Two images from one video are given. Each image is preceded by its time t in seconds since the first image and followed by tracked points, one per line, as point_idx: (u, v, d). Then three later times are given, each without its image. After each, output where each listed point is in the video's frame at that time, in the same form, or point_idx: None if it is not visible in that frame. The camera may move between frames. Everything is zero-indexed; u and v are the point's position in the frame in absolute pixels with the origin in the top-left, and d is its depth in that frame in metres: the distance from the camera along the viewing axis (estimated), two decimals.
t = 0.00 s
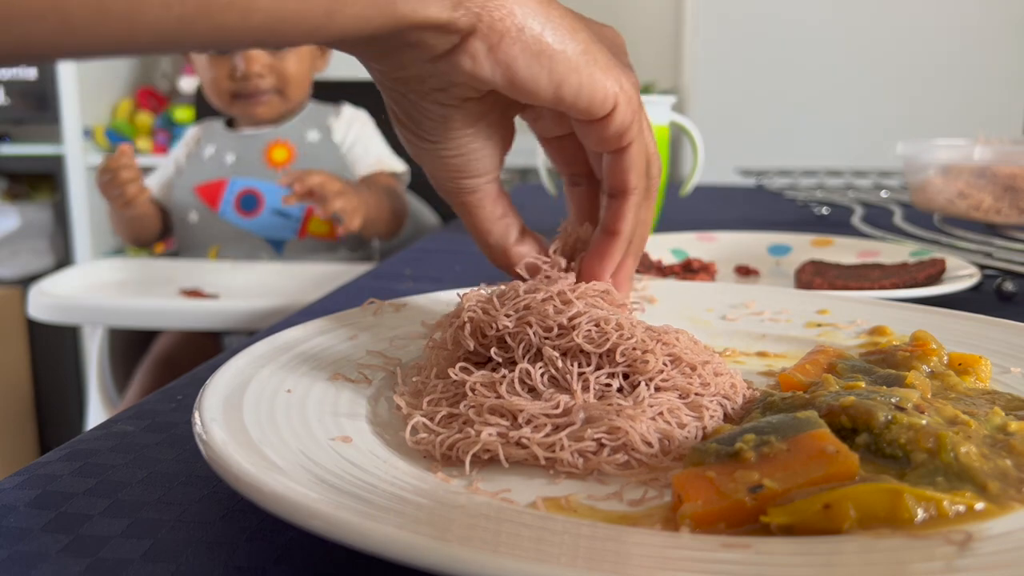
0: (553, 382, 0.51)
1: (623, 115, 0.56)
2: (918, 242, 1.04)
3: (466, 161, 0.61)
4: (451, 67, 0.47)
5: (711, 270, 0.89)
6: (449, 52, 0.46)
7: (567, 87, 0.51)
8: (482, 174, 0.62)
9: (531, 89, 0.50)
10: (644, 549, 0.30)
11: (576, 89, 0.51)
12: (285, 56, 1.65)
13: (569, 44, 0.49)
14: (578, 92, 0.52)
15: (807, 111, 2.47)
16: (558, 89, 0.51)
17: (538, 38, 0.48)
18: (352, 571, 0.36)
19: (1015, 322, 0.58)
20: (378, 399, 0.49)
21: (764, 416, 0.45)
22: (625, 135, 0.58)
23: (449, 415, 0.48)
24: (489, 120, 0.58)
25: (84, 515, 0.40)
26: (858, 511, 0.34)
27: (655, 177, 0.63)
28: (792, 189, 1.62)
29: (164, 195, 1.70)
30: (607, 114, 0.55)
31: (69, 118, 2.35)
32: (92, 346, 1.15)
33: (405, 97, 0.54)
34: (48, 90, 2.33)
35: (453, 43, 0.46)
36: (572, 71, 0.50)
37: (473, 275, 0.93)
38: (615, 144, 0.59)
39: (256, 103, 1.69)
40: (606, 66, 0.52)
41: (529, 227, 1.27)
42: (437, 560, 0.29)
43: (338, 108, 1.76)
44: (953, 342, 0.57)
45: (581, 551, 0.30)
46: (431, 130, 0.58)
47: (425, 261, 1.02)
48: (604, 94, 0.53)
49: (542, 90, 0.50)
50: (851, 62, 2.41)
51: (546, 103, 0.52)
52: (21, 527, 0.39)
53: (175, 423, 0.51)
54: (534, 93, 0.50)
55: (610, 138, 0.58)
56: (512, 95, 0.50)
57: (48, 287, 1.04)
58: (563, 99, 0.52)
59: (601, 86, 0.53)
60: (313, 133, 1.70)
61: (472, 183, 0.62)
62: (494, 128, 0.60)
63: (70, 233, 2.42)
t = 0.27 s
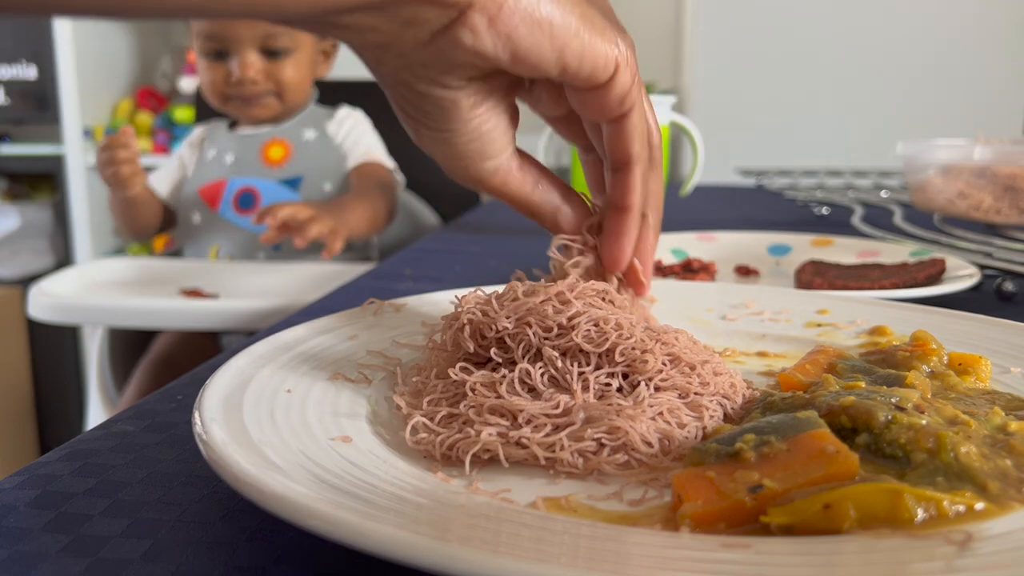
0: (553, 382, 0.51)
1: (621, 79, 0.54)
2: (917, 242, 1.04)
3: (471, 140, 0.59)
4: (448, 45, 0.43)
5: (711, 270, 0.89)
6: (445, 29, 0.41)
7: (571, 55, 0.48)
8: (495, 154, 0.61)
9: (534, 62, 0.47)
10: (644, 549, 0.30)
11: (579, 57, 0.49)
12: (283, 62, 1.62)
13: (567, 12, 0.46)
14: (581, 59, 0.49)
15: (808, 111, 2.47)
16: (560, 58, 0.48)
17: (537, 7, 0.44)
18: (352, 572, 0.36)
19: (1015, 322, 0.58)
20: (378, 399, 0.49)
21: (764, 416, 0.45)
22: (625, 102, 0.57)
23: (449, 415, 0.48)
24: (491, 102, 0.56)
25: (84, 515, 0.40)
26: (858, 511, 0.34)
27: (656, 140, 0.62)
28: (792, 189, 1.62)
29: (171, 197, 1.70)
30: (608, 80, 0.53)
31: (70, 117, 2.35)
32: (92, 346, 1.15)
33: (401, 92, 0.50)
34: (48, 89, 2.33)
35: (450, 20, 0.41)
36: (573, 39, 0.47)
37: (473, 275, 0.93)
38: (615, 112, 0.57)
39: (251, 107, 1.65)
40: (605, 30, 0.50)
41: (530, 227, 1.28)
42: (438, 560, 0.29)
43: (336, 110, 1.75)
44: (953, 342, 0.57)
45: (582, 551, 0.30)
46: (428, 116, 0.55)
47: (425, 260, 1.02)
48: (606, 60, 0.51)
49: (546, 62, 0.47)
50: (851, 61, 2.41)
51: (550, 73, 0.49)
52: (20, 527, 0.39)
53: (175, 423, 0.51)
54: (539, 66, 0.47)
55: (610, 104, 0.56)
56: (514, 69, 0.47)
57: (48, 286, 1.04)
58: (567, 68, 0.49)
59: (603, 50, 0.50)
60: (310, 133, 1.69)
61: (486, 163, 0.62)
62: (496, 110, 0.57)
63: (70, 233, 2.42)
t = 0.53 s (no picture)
0: (553, 381, 0.52)
1: (634, 136, 0.50)
2: (911, 242, 1.05)
3: (485, 206, 0.54)
4: (457, 115, 0.42)
5: (708, 271, 0.90)
6: (453, 101, 0.41)
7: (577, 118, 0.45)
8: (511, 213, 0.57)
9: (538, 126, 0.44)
10: (641, 544, 0.31)
11: (586, 119, 0.45)
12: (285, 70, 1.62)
13: (569, 74, 0.43)
14: (588, 121, 0.45)
15: (806, 112, 2.48)
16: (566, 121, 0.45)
17: (544, 74, 0.42)
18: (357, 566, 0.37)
19: (1008, 323, 0.59)
20: (380, 397, 0.50)
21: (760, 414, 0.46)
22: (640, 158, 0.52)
23: (450, 413, 0.49)
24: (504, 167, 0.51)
25: (93, 511, 0.41)
26: (850, 506, 0.35)
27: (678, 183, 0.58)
28: (788, 189, 1.63)
29: (182, 200, 1.74)
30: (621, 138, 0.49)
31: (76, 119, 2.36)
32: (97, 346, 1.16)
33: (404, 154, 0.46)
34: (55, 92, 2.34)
35: (457, 91, 0.40)
36: (577, 99, 0.44)
37: (473, 275, 0.94)
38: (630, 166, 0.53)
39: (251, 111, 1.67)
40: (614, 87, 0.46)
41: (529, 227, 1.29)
42: (440, 554, 0.30)
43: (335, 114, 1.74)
44: (945, 341, 0.58)
45: (580, 545, 0.30)
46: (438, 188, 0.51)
47: (425, 261, 1.03)
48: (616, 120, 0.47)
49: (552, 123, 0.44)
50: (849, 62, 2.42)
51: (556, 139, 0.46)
52: (28, 525, 0.40)
53: (181, 421, 0.52)
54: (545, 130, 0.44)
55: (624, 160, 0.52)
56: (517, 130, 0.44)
57: (54, 287, 1.05)
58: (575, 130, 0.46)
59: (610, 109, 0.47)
60: (309, 135, 1.69)
61: (500, 220, 0.57)
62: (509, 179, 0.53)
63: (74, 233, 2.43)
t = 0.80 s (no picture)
0: (553, 382, 0.51)
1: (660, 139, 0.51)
2: (916, 242, 1.04)
3: (508, 205, 0.55)
4: (487, 123, 0.43)
5: (710, 270, 0.89)
6: (487, 110, 0.42)
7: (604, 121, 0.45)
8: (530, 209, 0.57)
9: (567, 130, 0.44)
10: (643, 549, 0.30)
11: (617, 122, 0.46)
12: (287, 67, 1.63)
13: (601, 77, 0.43)
14: (618, 123, 0.46)
15: (807, 112, 2.47)
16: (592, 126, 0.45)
17: (575, 80, 0.42)
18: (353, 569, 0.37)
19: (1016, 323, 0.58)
20: (378, 399, 0.49)
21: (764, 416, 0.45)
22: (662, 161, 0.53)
23: (449, 415, 0.48)
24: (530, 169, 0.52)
25: (86, 513, 0.40)
26: (857, 510, 0.34)
27: (698, 181, 0.59)
28: (790, 189, 1.62)
29: (178, 199, 1.73)
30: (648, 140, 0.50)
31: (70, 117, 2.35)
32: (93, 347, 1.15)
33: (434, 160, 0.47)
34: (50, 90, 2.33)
35: (490, 103, 0.41)
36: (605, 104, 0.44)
37: (473, 275, 0.93)
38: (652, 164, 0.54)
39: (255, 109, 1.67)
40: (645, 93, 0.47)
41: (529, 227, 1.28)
42: (437, 559, 0.29)
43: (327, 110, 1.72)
44: (951, 342, 0.57)
45: (581, 551, 0.30)
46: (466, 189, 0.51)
47: (425, 261, 1.02)
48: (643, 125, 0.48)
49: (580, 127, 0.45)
50: (851, 62, 2.41)
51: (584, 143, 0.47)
52: (23, 527, 0.39)
53: (176, 422, 0.52)
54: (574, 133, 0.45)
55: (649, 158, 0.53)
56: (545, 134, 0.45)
57: (49, 287, 1.04)
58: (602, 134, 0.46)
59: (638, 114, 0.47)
60: (305, 131, 1.68)
61: (517, 217, 0.57)
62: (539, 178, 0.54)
63: (71, 232, 2.41)
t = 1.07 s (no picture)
0: (553, 382, 0.51)
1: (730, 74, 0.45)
2: (916, 242, 1.04)
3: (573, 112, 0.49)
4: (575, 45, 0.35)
5: (711, 270, 0.89)
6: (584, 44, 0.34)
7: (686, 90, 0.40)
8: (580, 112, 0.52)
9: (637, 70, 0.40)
10: (644, 549, 0.30)
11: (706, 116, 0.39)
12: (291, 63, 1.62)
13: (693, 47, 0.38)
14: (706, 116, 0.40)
15: (808, 112, 2.47)
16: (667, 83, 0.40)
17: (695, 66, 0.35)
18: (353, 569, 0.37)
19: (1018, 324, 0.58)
20: (378, 399, 0.49)
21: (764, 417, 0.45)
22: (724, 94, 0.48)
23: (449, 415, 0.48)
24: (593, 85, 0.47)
25: (85, 513, 0.40)
26: (858, 511, 0.34)
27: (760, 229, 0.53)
28: (791, 189, 1.62)
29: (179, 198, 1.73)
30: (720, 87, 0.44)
31: (70, 117, 2.35)
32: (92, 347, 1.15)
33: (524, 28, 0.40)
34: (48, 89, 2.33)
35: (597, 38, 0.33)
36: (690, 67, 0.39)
37: (473, 275, 0.93)
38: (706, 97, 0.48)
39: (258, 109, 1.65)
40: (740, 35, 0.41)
41: (529, 227, 1.28)
42: (438, 559, 0.29)
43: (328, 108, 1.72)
44: (952, 342, 0.57)
45: (582, 551, 0.30)
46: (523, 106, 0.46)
47: (425, 261, 1.02)
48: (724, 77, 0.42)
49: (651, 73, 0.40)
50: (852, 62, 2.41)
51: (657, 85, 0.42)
52: (22, 527, 0.39)
53: (176, 422, 0.51)
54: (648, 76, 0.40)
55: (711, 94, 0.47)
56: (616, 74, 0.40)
57: (48, 287, 1.04)
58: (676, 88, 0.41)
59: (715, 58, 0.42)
60: (304, 131, 1.67)
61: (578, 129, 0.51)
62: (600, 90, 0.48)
63: (70, 233, 2.41)
